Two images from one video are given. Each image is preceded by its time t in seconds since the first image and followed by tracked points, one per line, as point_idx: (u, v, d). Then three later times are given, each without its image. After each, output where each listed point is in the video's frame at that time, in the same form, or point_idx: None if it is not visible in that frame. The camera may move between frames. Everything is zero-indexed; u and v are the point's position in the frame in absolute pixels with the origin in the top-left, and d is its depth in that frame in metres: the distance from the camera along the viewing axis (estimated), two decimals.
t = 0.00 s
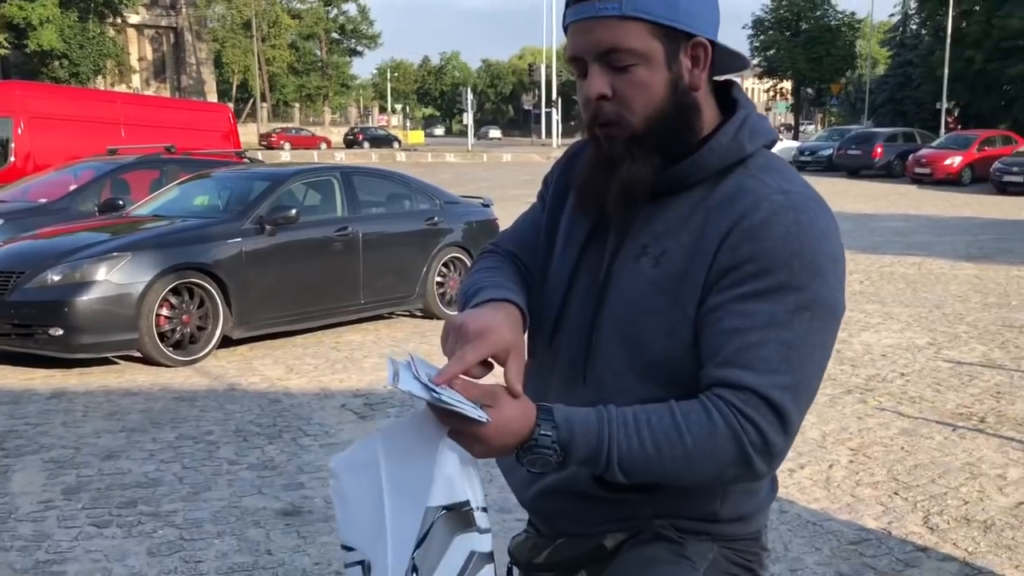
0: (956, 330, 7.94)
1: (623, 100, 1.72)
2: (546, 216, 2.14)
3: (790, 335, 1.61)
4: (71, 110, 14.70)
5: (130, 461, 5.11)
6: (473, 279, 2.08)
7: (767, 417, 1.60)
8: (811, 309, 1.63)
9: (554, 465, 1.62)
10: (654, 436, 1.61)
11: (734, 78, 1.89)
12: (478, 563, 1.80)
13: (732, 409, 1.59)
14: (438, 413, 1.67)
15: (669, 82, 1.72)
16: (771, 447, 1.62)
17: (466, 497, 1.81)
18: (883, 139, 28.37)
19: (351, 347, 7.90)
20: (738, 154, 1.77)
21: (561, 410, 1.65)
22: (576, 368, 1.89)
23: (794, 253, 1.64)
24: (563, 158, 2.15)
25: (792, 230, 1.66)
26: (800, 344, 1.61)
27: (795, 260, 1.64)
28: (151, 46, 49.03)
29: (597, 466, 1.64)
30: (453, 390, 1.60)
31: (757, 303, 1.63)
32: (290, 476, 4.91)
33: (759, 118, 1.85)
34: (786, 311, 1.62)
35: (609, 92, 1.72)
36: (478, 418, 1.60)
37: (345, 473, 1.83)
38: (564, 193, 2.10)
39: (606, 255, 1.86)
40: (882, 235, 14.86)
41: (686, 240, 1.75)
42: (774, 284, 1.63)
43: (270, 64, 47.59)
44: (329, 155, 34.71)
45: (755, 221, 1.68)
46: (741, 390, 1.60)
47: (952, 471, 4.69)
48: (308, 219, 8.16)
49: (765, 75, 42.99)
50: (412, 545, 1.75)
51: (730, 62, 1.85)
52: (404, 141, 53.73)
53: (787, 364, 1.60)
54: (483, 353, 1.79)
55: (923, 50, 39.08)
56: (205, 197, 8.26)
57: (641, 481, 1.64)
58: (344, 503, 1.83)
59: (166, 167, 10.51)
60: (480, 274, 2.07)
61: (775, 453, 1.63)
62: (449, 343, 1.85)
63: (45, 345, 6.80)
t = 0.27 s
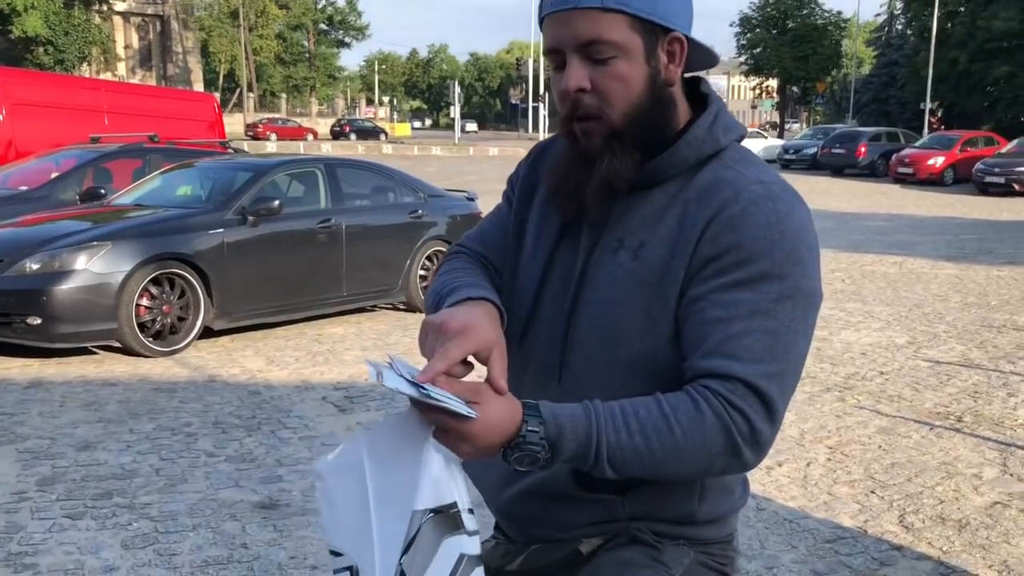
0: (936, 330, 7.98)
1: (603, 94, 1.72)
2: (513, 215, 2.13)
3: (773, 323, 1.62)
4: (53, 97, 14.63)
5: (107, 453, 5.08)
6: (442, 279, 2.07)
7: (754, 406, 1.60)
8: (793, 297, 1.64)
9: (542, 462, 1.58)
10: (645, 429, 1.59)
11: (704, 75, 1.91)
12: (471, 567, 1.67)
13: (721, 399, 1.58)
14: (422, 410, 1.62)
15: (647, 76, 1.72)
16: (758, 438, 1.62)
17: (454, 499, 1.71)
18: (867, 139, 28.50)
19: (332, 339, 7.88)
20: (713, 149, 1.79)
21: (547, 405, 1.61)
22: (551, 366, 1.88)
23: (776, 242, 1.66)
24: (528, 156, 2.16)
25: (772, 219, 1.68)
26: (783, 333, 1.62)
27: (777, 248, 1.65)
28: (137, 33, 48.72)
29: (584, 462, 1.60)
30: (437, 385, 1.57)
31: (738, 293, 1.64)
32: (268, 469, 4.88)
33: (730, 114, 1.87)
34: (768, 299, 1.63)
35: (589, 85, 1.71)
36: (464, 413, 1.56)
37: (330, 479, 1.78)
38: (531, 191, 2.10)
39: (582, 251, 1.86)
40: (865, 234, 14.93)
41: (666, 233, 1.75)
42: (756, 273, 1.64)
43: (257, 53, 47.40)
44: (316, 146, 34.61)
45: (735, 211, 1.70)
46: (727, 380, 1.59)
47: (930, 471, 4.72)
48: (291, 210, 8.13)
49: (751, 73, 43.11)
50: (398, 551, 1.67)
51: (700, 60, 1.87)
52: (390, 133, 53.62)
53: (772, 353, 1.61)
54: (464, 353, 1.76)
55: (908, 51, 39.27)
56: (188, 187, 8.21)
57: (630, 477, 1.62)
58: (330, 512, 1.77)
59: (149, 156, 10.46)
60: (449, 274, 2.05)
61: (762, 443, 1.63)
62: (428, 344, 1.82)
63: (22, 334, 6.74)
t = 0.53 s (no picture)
0: (925, 329, 8.00)
1: (588, 95, 1.73)
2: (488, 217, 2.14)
3: (764, 316, 1.63)
4: (44, 91, 14.54)
5: (95, 449, 5.07)
6: (421, 282, 2.06)
7: (749, 399, 1.60)
8: (781, 289, 1.65)
9: (542, 461, 1.55)
10: (642, 425, 1.58)
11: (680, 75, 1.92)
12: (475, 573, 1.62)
13: (717, 393, 1.58)
14: (420, 411, 1.58)
15: (631, 76, 1.73)
16: (752, 431, 1.62)
17: (456, 502, 1.65)
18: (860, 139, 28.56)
19: (323, 336, 7.86)
20: (694, 147, 1.80)
21: (544, 404, 1.59)
22: (537, 366, 1.87)
23: (764, 236, 1.67)
24: (501, 158, 2.16)
25: (759, 214, 1.69)
26: (774, 325, 1.63)
27: (766, 242, 1.67)
28: (130, 28, 48.58)
29: (582, 461, 1.59)
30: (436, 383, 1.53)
31: (727, 287, 1.64)
32: (256, 466, 4.88)
33: (708, 113, 1.89)
34: (758, 293, 1.64)
35: (574, 86, 1.72)
36: (465, 411, 1.51)
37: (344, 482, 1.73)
38: (507, 193, 2.10)
39: (565, 250, 1.86)
40: (856, 233, 14.96)
41: (653, 230, 1.75)
42: (745, 267, 1.65)
43: (250, 49, 47.31)
44: (309, 142, 34.56)
45: (722, 206, 1.71)
46: (722, 373, 1.59)
47: (917, 470, 4.74)
48: (282, 205, 8.12)
49: (745, 71, 43.16)
50: (399, 557, 1.61)
51: (676, 60, 1.89)
52: (384, 130, 53.54)
53: (764, 345, 1.62)
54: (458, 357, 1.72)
55: (902, 50, 39.35)
56: (178, 182, 8.19)
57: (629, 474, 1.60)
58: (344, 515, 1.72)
59: (139, 152, 10.43)
60: (428, 277, 2.04)
61: (757, 436, 1.64)
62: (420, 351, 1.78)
63: (10, 329, 6.72)
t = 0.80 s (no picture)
0: (917, 331, 8.03)
1: (582, 102, 1.75)
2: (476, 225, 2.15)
3: (761, 315, 1.65)
4: (36, 93, 14.51)
5: (88, 451, 5.06)
6: (411, 290, 2.07)
7: (749, 398, 1.62)
8: (776, 290, 1.67)
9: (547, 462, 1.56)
10: (646, 425, 1.59)
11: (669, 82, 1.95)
12: None
13: (718, 393, 1.60)
14: (427, 414, 1.57)
15: (624, 84, 1.76)
16: (752, 428, 1.64)
17: (467, 507, 1.59)
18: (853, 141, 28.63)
19: (317, 338, 7.87)
20: (685, 152, 1.82)
21: (549, 405, 1.59)
22: (534, 370, 1.88)
23: (758, 237, 1.69)
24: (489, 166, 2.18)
25: (753, 216, 1.72)
26: (770, 323, 1.65)
27: (759, 243, 1.69)
28: (123, 30, 48.51)
29: (586, 463, 1.59)
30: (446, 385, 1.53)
31: (723, 288, 1.66)
32: (250, 468, 4.88)
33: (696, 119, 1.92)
34: (753, 293, 1.66)
35: (568, 94, 1.74)
36: (474, 413, 1.51)
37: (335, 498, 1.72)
38: (495, 201, 2.12)
39: (558, 255, 1.88)
40: (848, 234, 15.01)
41: (648, 234, 1.77)
42: (740, 268, 1.67)
43: (244, 51, 47.33)
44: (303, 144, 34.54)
45: (717, 209, 1.73)
46: (722, 372, 1.61)
47: (909, 470, 4.76)
48: (276, 208, 8.12)
49: (739, 73, 43.27)
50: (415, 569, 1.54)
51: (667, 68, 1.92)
52: (378, 132, 53.54)
53: (760, 344, 1.63)
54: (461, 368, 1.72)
55: (894, 53, 39.48)
56: (172, 185, 8.19)
57: (633, 475, 1.61)
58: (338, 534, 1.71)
59: (133, 154, 10.42)
60: (418, 285, 2.05)
61: (756, 434, 1.65)
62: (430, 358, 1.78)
63: (4, 332, 6.71)
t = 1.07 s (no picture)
0: (912, 334, 8.05)
1: (577, 105, 1.75)
2: (468, 234, 2.14)
3: (761, 315, 1.65)
4: (28, 97, 14.54)
5: (82, 457, 5.05)
6: (405, 301, 2.06)
7: (752, 397, 1.62)
8: (775, 290, 1.68)
9: (556, 464, 1.55)
10: (652, 426, 1.59)
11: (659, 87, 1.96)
12: None
13: (721, 391, 1.60)
14: (433, 416, 1.56)
15: (618, 87, 1.77)
16: (755, 427, 1.64)
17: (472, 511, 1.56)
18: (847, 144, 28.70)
19: (311, 342, 7.85)
20: (678, 156, 1.83)
21: (554, 408, 1.60)
22: (532, 375, 1.87)
23: (755, 238, 1.70)
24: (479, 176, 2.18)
25: (749, 217, 1.72)
26: (770, 324, 1.66)
27: (757, 244, 1.70)
28: (118, 34, 48.47)
29: (593, 464, 1.59)
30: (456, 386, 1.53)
31: (723, 288, 1.67)
32: (245, 473, 4.87)
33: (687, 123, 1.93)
34: (753, 293, 1.66)
35: (563, 97, 1.75)
36: (483, 413, 1.51)
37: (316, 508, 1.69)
38: (486, 209, 2.12)
39: (553, 260, 1.87)
40: (842, 238, 15.05)
41: (646, 236, 1.77)
42: (740, 268, 1.68)
43: (239, 54, 47.29)
44: (298, 147, 34.52)
45: (714, 210, 1.73)
46: (726, 371, 1.62)
47: (904, 473, 4.76)
48: (271, 211, 8.12)
49: (734, 77, 43.34)
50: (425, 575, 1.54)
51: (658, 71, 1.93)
52: (373, 135, 53.50)
53: (761, 344, 1.64)
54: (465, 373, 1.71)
55: (889, 57, 39.57)
56: (166, 188, 8.17)
57: (640, 476, 1.61)
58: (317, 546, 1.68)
59: (127, 158, 10.41)
60: (412, 295, 2.04)
61: (760, 433, 1.66)
62: (433, 366, 1.77)
63: None
